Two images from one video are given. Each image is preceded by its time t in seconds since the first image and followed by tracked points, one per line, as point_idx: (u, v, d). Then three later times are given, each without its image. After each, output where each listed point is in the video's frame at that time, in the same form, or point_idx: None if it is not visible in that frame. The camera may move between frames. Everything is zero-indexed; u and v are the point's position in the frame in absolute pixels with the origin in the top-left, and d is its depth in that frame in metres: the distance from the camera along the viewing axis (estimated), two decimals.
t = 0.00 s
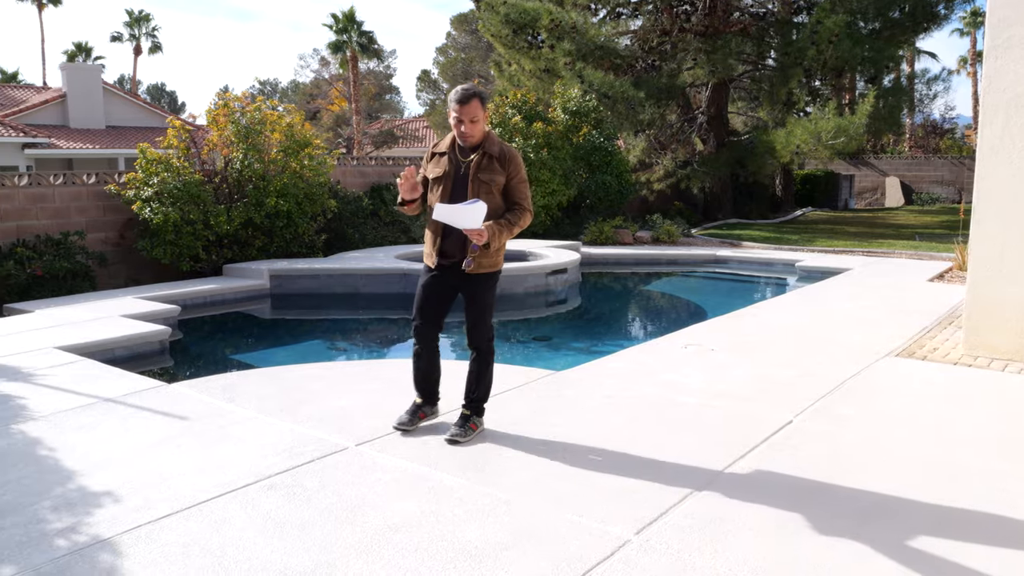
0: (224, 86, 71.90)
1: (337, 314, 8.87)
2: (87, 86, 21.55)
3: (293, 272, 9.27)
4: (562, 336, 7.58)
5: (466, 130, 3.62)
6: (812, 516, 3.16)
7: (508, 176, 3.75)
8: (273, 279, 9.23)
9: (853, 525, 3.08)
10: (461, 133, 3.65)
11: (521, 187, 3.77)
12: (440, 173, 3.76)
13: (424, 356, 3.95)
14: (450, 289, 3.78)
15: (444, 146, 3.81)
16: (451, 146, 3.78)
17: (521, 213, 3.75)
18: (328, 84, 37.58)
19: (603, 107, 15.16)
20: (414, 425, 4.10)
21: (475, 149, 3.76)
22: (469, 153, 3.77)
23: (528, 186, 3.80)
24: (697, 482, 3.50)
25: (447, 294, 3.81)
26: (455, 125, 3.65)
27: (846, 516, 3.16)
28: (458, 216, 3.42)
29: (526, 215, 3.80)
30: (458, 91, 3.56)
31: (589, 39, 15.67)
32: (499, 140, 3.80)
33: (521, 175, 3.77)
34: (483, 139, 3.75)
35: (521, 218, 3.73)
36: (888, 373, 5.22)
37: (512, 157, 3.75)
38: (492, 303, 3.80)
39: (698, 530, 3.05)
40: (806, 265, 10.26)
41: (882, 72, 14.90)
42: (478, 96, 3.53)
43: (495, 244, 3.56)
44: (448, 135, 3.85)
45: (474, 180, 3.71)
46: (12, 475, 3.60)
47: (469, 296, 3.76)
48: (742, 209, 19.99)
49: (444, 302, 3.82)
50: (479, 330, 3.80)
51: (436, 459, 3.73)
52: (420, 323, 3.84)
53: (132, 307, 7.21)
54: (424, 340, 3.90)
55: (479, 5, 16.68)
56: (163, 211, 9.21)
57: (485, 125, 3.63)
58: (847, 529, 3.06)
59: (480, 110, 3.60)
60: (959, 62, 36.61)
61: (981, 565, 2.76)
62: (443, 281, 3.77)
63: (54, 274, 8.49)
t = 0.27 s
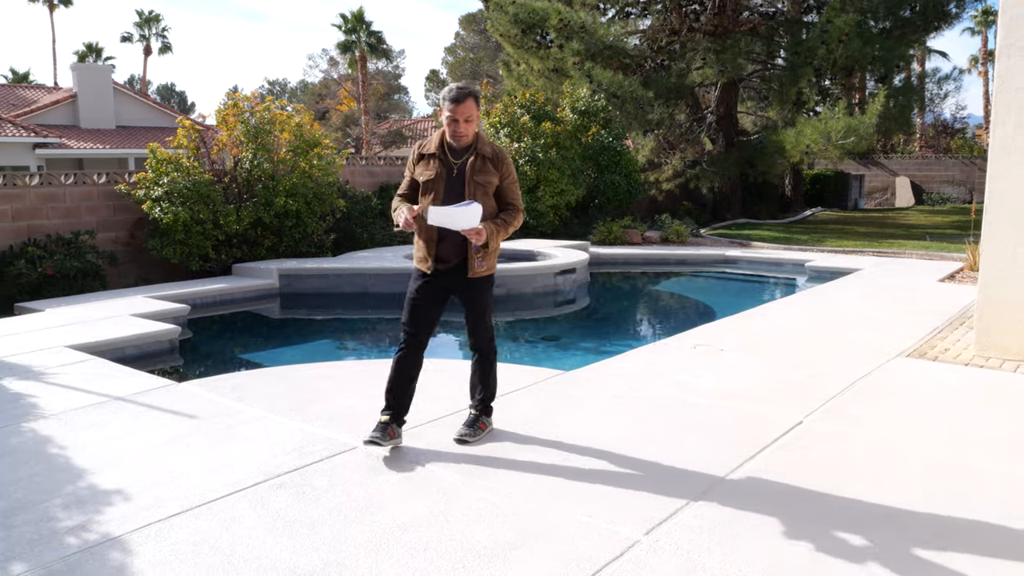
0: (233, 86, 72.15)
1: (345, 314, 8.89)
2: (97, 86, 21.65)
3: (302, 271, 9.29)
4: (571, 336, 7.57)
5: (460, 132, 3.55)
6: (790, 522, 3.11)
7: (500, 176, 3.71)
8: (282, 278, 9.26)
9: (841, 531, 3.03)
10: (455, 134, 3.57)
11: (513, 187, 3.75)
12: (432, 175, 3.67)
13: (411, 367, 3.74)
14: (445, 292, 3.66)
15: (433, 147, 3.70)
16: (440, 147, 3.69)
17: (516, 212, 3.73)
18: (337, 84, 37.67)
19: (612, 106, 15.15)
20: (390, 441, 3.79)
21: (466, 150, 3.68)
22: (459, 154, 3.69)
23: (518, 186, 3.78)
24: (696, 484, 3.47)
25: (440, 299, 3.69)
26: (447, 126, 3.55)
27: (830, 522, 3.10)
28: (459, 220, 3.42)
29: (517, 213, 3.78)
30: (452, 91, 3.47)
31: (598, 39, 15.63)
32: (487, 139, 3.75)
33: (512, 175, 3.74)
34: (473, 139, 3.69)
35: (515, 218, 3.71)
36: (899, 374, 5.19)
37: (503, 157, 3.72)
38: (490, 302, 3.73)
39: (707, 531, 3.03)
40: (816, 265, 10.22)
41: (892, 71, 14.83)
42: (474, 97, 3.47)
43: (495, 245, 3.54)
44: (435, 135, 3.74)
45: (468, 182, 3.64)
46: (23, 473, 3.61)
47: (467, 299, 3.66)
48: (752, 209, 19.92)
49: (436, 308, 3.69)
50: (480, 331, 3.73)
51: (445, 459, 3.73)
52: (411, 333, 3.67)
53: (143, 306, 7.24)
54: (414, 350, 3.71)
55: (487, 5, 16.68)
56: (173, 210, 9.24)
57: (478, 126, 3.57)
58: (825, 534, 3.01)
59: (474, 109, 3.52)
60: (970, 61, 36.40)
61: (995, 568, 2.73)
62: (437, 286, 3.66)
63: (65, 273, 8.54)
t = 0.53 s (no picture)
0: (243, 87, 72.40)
1: (354, 313, 8.89)
2: (108, 86, 21.76)
3: (311, 271, 9.31)
4: (580, 335, 7.55)
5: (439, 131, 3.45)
6: (775, 535, 2.99)
7: (481, 173, 3.66)
8: (292, 277, 9.28)
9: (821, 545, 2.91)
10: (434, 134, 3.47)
11: (493, 183, 3.72)
12: (413, 177, 3.56)
13: (408, 376, 3.65)
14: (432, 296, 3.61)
15: (411, 148, 3.59)
16: (418, 148, 3.59)
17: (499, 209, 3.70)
18: (346, 83, 37.77)
19: (622, 106, 15.13)
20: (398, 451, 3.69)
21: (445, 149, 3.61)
22: (439, 153, 3.60)
23: (497, 183, 3.75)
24: (687, 494, 3.36)
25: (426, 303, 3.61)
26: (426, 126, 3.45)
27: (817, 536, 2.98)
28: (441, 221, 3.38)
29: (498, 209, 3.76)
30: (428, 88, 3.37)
31: (608, 38, 15.65)
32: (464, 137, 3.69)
33: (491, 172, 3.71)
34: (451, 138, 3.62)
35: (498, 214, 3.69)
36: (909, 375, 5.16)
37: (483, 154, 3.67)
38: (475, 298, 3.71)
39: (716, 532, 3.02)
40: (826, 265, 10.17)
41: (903, 71, 14.76)
42: (452, 94, 3.38)
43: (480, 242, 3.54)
44: (410, 135, 3.64)
45: (451, 181, 3.58)
46: (35, 471, 3.63)
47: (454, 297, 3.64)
48: (761, 209, 19.86)
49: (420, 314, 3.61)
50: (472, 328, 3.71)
51: (454, 459, 3.72)
52: (404, 340, 3.58)
53: (153, 305, 7.27)
54: (407, 357, 3.62)
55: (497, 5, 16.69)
56: (184, 210, 9.27)
57: (456, 123, 3.47)
58: (806, 549, 2.89)
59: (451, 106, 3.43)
60: (982, 60, 36.19)
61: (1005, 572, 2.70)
62: (422, 290, 3.59)
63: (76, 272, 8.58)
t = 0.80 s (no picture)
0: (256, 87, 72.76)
1: (367, 313, 8.90)
2: (124, 86, 21.90)
3: (325, 270, 9.32)
4: (593, 336, 7.54)
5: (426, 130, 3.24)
6: (758, 550, 2.87)
7: (468, 170, 3.49)
8: (305, 277, 9.30)
9: (803, 563, 2.77)
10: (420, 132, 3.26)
11: (479, 180, 3.55)
12: (397, 176, 3.37)
13: (411, 377, 3.59)
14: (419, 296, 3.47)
15: (394, 145, 3.38)
16: (402, 145, 3.38)
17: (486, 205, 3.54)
18: (359, 84, 37.89)
19: (635, 106, 15.11)
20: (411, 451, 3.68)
21: (431, 146, 3.41)
22: (424, 151, 3.41)
23: (484, 179, 3.57)
24: (678, 504, 3.26)
25: (416, 305, 3.48)
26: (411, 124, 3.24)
27: (805, 552, 2.86)
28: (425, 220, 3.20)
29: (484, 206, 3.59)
30: (414, 84, 3.15)
31: (621, 38, 15.65)
32: (450, 131, 3.49)
33: (478, 168, 3.53)
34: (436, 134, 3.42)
35: (486, 213, 3.52)
36: (924, 376, 5.13)
37: (469, 151, 3.49)
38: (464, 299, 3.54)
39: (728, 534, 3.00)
40: (840, 266, 10.11)
41: (918, 70, 14.66)
42: (439, 90, 3.17)
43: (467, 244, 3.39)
44: (393, 131, 3.42)
45: (437, 181, 3.40)
46: (50, 469, 3.65)
47: (442, 299, 3.48)
48: (775, 210, 19.79)
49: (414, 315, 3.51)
50: (462, 332, 3.53)
51: (466, 459, 3.72)
52: (399, 345, 3.49)
53: (167, 304, 7.30)
54: (404, 360, 3.53)
55: (510, 5, 16.70)
56: (198, 209, 9.31)
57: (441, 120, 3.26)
58: (795, 566, 2.75)
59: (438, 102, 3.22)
60: (998, 59, 35.89)
61: None
62: (411, 291, 3.46)
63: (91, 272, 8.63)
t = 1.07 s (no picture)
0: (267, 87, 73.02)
1: (377, 313, 8.89)
2: (136, 86, 22.00)
3: (335, 270, 9.31)
4: (603, 336, 7.52)
5: (422, 129, 3.14)
6: (761, 555, 2.83)
7: (466, 168, 3.36)
8: (316, 276, 9.29)
9: (806, 569, 2.73)
10: (417, 131, 3.16)
11: (478, 178, 3.41)
12: (394, 177, 3.27)
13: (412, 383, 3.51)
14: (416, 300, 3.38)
15: (392, 145, 3.30)
16: (400, 145, 3.29)
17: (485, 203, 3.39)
18: (370, 84, 37.97)
19: (646, 106, 15.09)
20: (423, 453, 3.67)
21: (428, 146, 3.30)
22: (421, 150, 3.30)
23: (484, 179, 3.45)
24: (693, 506, 3.24)
25: (410, 311, 3.38)
26: (408, 123, 3.15)
27: (812, 556, 2.82)
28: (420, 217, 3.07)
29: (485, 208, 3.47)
30: (411, 82, 3.06)
31: (632, 38, 15.60)
32: (447, 130, 3.38)
33: (476, 166, 3.41)
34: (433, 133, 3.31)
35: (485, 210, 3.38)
36: (937, 377, 5.09)
37: (467, 149, 3.37)
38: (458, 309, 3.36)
39: (739, 536, 2.98)
40: (852, 266, 10.06)
41: (931, 69, 14.58)
42: (437, 87, 3.06)
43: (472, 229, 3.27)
44: (391, 131, 3.33)
45: (434, 181, 3.29)
46: (62, 467, 3.67)
47: (434, 307, 3.35)
48: (787, 210, 19.72)
49: (415, 321, 3.42)
50: (450, 344, 3.35)
51: (476, 460, 3.71)
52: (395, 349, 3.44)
53: (178, 304, 7.33)
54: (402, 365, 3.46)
55: (521, 5, 16.70)
56: (210, 209, 9.35)
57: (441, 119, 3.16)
58: None
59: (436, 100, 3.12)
60: (1012, 59, 35.63)
61: None
62: (406, 296, 3.36)
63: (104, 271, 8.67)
